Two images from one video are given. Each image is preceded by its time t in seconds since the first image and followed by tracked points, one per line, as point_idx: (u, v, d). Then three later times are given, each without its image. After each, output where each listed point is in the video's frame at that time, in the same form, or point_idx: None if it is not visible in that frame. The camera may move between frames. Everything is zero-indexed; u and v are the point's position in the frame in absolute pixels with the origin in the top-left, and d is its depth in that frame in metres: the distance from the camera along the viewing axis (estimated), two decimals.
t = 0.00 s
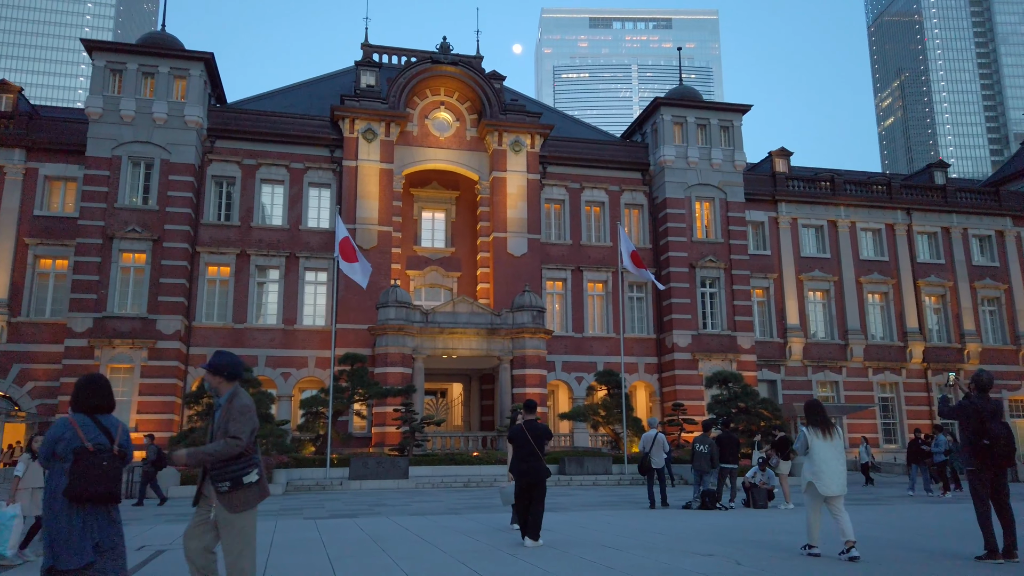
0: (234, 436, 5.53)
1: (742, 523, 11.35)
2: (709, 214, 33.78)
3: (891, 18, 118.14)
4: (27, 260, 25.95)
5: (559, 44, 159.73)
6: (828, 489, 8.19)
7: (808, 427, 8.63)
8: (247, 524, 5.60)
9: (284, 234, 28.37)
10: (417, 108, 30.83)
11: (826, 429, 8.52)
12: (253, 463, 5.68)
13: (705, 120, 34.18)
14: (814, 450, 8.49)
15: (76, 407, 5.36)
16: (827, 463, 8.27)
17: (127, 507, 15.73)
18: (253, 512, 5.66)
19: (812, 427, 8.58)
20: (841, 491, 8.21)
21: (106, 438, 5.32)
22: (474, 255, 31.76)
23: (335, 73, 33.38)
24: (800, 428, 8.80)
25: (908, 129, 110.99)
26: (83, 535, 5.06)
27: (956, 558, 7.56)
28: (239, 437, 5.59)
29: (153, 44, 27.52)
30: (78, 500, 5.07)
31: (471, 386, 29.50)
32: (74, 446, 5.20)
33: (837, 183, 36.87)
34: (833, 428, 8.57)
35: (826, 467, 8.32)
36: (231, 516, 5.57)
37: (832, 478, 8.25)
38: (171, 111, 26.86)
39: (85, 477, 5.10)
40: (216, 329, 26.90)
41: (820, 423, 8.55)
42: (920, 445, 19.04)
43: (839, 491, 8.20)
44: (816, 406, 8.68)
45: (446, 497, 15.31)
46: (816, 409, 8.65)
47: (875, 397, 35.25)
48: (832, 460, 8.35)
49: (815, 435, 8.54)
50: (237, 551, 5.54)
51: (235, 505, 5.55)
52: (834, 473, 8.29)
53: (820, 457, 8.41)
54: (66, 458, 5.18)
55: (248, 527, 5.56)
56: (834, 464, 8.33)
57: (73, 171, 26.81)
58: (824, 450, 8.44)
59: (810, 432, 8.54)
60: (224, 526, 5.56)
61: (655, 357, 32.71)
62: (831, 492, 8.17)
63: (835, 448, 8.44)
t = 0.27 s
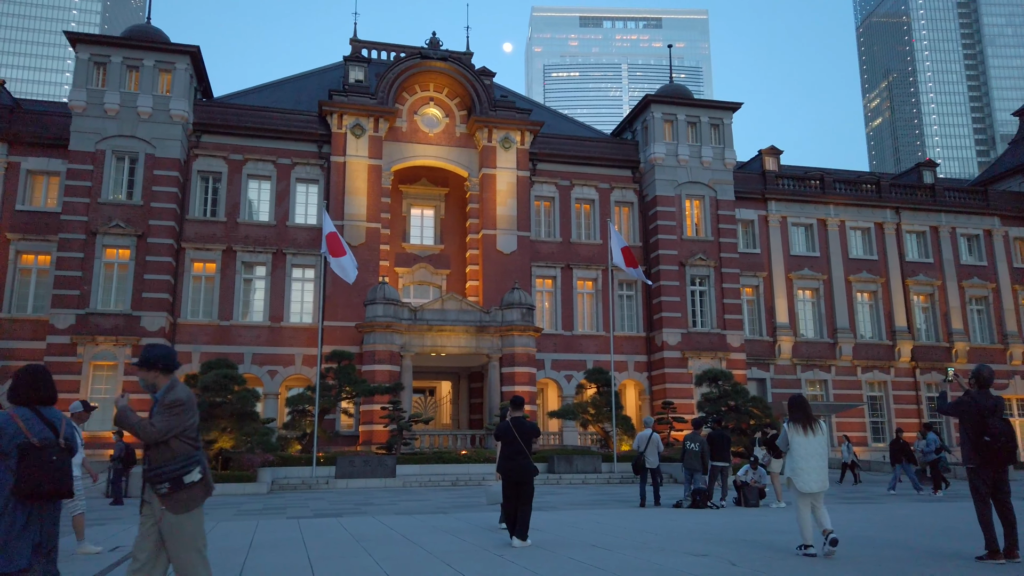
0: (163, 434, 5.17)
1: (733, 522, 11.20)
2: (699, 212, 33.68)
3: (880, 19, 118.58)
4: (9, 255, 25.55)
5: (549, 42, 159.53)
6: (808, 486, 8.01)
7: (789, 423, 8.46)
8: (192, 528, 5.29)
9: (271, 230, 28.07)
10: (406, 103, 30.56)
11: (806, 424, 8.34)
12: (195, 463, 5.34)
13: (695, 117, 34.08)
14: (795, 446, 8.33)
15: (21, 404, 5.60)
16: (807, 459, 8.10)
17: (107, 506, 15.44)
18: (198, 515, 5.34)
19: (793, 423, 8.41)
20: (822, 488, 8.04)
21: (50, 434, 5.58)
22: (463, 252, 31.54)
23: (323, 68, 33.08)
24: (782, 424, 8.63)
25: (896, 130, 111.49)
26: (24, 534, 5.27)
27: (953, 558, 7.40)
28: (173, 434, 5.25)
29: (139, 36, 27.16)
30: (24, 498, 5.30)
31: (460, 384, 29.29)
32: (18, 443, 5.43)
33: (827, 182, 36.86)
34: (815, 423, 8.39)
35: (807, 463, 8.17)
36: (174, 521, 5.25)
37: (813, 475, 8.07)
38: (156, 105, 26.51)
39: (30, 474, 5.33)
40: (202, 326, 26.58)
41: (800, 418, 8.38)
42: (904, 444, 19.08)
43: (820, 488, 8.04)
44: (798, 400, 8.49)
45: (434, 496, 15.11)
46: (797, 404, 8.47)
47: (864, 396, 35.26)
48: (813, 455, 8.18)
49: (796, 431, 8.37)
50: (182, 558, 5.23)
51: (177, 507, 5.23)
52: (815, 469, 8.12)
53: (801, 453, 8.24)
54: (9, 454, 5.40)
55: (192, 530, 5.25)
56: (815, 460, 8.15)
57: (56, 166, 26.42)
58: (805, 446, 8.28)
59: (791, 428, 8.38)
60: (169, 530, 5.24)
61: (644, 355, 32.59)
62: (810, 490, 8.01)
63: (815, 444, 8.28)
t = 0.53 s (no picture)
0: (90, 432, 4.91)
1: (729, 523, 11.02)
2: (692, 211, 33.55)
3: (871, 19, 118.81)
4: None
5: (542, 42, 159.26)
6: (800, 487, 7.84)
7: (782, 422, 8.27)
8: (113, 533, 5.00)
9: (261, 228, 27.80)
10: (398, 101, 30.32)
11: (801, 425, 8.13)
12: (123, 463, 5.05)
13: (689, 116, 33.94)
14: (788, 446, 8.13)
15: None
16: (799, 460, 7.91)
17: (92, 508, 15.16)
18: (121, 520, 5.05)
19: (787, 423, 8.20)
20: (814, 489, 7.87)
21: None
22: (456, 251, 31.32)
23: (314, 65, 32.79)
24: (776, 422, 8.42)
25: (887, 130, 111.73)
26: None
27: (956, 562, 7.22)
28: (103, 431, 5.00)
29: (127, 31, 26.83)
30: None
31: (451, 383, 29.07)
32: None
33: (820, 181, 36.79)
34: (809, 424, 8.18)
35: (800, 464, 7.99)
36: (94, 524, 4.94)
37: (805, 476, 7.90)
38: (145, 101, 26.20)
39: None
40: (191, 324, 26.28)
41: (795, 419, 8.16)
42: (887, 444, 19.65)
43: (812, 489, 7.86)
44: (792, 399, 8.29)
45: (424, 496, 14.88)
46: (793, 404, 8.24)
47: (857, 396, 35.20)
48: (806, 456, 7.99)
49: (790, 431, 8.17)
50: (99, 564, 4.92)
51: (98, 509, 4.93)
52: (807, 470, 7.94)
53: (794, 454, 8.06)
54: None
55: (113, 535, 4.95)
56: (807, 462, 7.97)
57: (43, 162, 26.07)
58: (797, 447, 8.09)
59: (784, 427, 8.19)
60: (84, 534, 4.93)
61: (637, 354, 32.43)
62: (802, 491, 7.84)
63: (808, 445, 8.08)
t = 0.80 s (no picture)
0: None
1: (722, 525, 10.85)
2: (683, 210, 33.44)
3: (860, 22, 119.31)
4: None
5: (533, 42, 159.14)
6: (792, 489, 7.67)
7: (777, 424, 8.06)
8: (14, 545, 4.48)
9: (249, 225, 27.50)
10: (387, 98, 30.07)
11: (795, 426, 7.94)
12: (29, 467, 4.50)
13: (680, 115, 33.84)
14: (781, 447, 7.95)
15: None
16: (793, 462, 7.73)
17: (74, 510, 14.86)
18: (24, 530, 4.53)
19: (781, 425, 8.01)
20: (808, 491, 7.70)
21: None
22: (446, 249, 31.10)
23: (304, 62, 32.50)
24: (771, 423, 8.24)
25: (876, 132, 112.20)
26: None
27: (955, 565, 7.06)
28: (12, 431, 4.43)
29: (113, 26, 26.49)
30: None
31: (441, 383, 28.85)
32: None
33: (811, 181, 36.77)
34: (805, 426, 7.99)
35: (794, 466, 7.81)
36: None
37: (798, 477, 7.72)
38: (131, 97, 25.86)
39: None
40: (177, 323, 25.96)
41: (790, 420, 7.97)
42: (871, 444, 19.85)
43: (805, 491, 7.69)
44: (788, 400, 8.07)
45: (412, 498, 14.65)
46: (787, 405, 8.05)
47: (847, 396, 35.20)
48: (799, 458, 7.82)
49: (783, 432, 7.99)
50: None
51: None
52: (800, 472, 7.75)
53: (787, 455, 7.87)
54: None
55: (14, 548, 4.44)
56: (801, 463, 7.79)
57: (26, 158, 25.70)
58: (791, 449, 7.90)
59: (779, 429, 7.99)
60: None
61: (628, 354, 32.30)
62: (795, 493, 7.67)
63: (803, 446, 7.89)
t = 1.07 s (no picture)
0: None
1: (706, 526, 10.73)
2: (666, 211, 33.41)
3: (841, 26, 120.27)
4: None
5: (517, 42, 159.04)
6: (775, 493, 7.55)
7: (762, 425, 7.88)
8: None
9: (227, 223, 27.11)
10: (370, 95, 29.76)
11: (781, 429, 7.77)
12: None
13: (664, 115, 33.80)
14: (765, 450, 7.79)
15: None
16: (777, 466, 7.59)
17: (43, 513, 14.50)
18: None
19: (766, 427, 7.84)
20: (790, 494, 7.57)
21: None
22: (428, 249, 30.85)
23: (285, 58, 32.13)
24: (754, 423, 8.06)
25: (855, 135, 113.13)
26: None
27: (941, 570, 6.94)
28: None
29: (90, 19, 26.02)
30: None
31: (422, 383, 28.60)
32: None
33: (792, 182, 36.90)
34: (790, 428, 7.83)
35: (778, 471, 7.66)
36: None
37: (781, 481, 7.59)
38: (107, 91, 25.41)
39: None
40: (153, 321, 25.53)
41: (775, 423, 7.80)
42: (846, 444, 19.97)
43: (788, 495, 7.56)
44: (775, 400, 7.87)
45: (392, 499, 14.42)
46: (774, 407, 7.86)
47: (827, 396, 35.35)
48: (783, 462, 7.67)
49: (768, 436, 7.81)
50: None
51: None
52: (784, 476, 7.62)
53: (771, 458, 7.72)
54: None
55: None
56: (784, 467, 7.65)
57: None
58: (775, 452, 7.75)
59: (763, 431, 7.82)
60: None
61: (610, 354, 32.21)
62: (778, 496, 7.54)
63: (787, 449, 7.75)
